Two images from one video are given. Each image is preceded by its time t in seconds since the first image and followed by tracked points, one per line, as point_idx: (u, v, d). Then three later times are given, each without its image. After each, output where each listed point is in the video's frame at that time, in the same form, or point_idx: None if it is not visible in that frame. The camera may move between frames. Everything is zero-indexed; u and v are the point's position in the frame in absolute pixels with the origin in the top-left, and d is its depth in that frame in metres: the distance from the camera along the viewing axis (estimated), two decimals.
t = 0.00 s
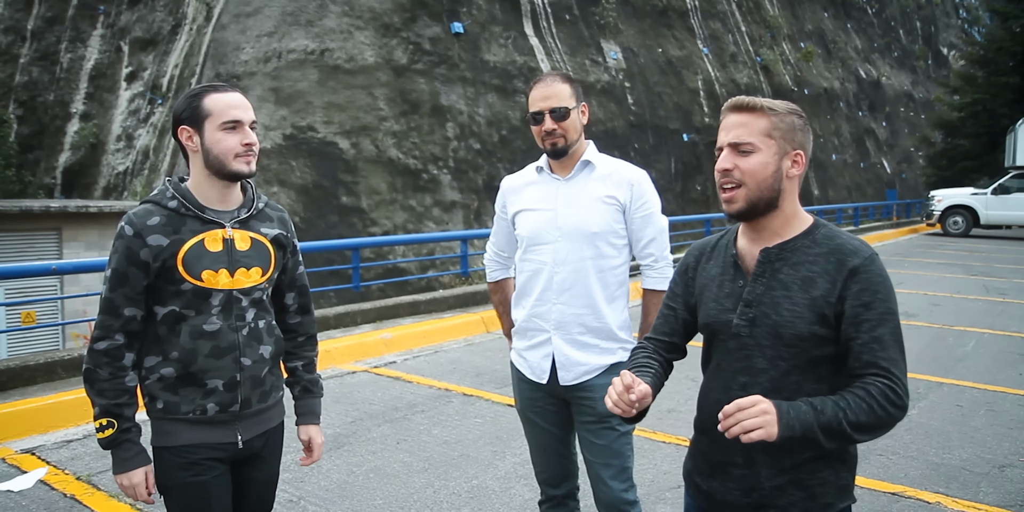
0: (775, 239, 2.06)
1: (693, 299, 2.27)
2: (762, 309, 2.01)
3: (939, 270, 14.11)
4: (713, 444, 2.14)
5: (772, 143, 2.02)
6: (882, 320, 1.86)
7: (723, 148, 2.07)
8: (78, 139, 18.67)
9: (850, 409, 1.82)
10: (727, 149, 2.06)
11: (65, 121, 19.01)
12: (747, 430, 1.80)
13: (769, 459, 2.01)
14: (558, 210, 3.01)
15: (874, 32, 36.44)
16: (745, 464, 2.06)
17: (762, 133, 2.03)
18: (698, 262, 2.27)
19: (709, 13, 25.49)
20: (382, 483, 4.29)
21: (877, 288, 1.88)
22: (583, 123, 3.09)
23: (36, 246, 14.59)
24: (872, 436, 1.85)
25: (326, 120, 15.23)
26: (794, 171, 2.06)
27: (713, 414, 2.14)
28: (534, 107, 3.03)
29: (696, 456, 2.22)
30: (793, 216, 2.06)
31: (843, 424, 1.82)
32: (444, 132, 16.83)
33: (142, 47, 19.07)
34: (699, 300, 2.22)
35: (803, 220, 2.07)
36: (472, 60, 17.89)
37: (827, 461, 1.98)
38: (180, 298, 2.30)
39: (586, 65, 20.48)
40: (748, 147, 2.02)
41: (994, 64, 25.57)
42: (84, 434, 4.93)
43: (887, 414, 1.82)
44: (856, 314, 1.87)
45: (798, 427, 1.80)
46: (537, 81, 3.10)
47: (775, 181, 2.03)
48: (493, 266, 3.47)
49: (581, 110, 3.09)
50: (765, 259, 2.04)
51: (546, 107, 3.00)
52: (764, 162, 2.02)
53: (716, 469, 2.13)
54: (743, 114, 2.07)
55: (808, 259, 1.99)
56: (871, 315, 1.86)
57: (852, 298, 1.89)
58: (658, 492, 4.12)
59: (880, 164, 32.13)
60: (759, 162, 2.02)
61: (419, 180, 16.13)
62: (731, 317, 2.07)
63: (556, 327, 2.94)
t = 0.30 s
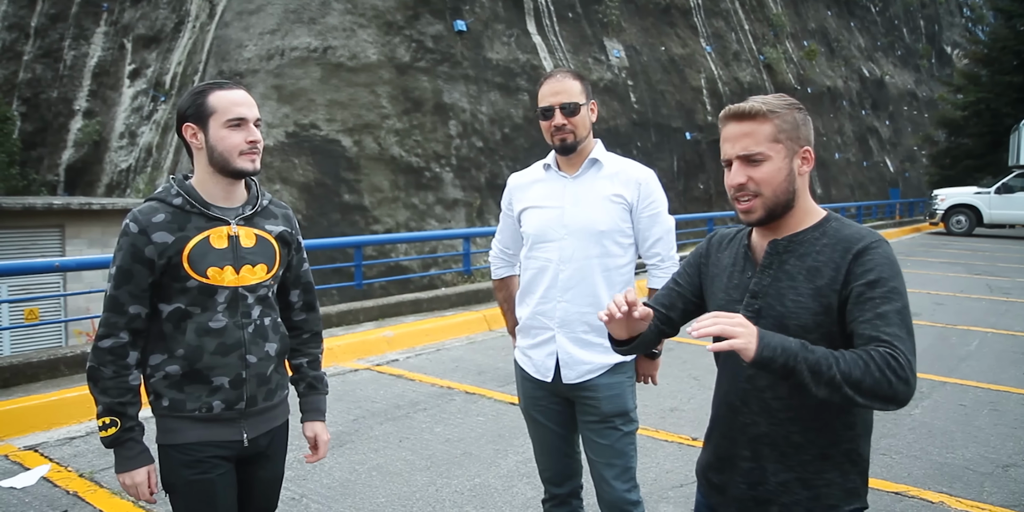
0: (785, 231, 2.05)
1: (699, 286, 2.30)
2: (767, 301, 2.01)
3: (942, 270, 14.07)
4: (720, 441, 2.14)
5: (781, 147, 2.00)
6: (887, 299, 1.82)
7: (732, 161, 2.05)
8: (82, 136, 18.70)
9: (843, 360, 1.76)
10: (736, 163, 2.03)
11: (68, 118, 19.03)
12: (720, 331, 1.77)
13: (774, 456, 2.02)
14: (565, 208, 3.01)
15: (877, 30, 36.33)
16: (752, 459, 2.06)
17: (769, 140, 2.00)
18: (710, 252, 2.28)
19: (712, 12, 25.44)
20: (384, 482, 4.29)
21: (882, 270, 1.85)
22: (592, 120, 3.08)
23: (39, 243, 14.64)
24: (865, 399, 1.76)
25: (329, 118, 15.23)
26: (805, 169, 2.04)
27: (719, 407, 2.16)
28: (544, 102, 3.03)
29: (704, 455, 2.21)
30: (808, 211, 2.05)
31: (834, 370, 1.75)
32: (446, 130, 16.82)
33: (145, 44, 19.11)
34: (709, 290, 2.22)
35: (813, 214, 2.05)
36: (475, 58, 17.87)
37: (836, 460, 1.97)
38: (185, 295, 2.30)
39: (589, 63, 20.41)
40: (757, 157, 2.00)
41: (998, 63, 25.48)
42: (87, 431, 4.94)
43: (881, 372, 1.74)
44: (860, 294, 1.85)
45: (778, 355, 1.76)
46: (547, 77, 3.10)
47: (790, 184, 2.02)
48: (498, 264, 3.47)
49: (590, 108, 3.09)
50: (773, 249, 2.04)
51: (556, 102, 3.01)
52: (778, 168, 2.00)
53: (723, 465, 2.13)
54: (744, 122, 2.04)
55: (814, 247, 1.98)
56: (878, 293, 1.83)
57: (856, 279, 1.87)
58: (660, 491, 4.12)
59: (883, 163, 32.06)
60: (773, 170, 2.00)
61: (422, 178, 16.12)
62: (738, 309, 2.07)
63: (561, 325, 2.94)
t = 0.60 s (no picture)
0: (785, 231, 2.04)
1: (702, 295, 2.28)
2: (769, 303, 2.01)
3: (943, 268, 14.06)
4: (726, 442, 2.13)
5: (779, 149, 1.99)
6: (888, 301, 1.81)
7: (730, 164, 2.03)
8: (83, 135, 18.66)
9: (843, 367, 1.75)
10: (734, 166, 2.02)
11: (69, 116, 19.01)
12: (723, 341, 1.76)
13: (780, 458, 2.01)
14: (569, 206, 3.00)
15: (879, 29, 36.29)
16: (758, 461, 2.05)
17: (767, 142, 1.99)
18: (713, 256, 2.27)
19: (713, 10, 25.41)
20: (386, 481, 4.28)
21: (883, 270, 1.85)
22: (597, 119, 3.07)
23: (40, 241, 14.64)
24: (865, 405, 1.76)
25: (330, 117, 15.23)
26: (803, 169, 2.03)
27: (723, 408, 2.16)
28: (550, 100, 3.03)
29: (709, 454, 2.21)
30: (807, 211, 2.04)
31: (833, 376, 1.75)
32: (448, 129, 16.80)
33: (146, 43, 19.11)
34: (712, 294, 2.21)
35: (814, 212, 2.05)
36: (476, 56, 17.86)
37: (842, 460, 1.96)
38: (189, 294, 2.29)
39: (590, 61, 20.38)
40: (756, 160, 1.99)
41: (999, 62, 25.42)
42: (89, 430, 4.94)
43: (882, 379, 1.74)
44: (860, 296, 1.85)
45: (779, 364, 1.75)
46: (552, 76, 3.09)
47: (789, 186, 2.01)
48: (501, 262, 3.46)
49: (595, 106, 3.08)
50: (774, 251, 2.03)
51: (562, 100, 3.00)
52: (776, 171, 1.99)
53: (728, 467, 2.12)
54: (741, 124, 2.02)
55: (817, 248, 1.97)
56: (878, 295, 1.82)
57: (858, 281, 1.87)
58: (662, 490, 4.11)
59: (885, 161, 32.01)
60: (771, 173, 1.99)
61: (423, 176, 16.11)
62: (741, 311, 2.07)
63: (563, 324, 2.94)
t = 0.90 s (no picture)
0: (780, 232, 2.05)
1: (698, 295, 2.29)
2: (766, 304, 2.02)
3: (937, 268, 14.11)
4: (722, 442, 2.14)
5: (764, 146, 2.00)
6: (891, 306, 1.82)
7: (717, 155, 2.07)
8: (78, 133, 18.60)
9: (850, 379, 1.76)
10: (720, 156, 2.06)
11: (64, 115, 18.94)
12: (734, 366, 1.74)
13: (777, 458, 2.01)
14: (565, 205, 3.00)
15: (874, 29, 36.38)
16: (754, 461, 2.06)
17: (752, 138, 2.01)
18: (707, 255, 2.27)
19: (710, 10, 25.44)
20: (382, 480, 4.29)
21: (884, 276, 1.85)
22: (593, 119, 3.08)
23: (35, 240, 14.59)
24: (872, 414, 1.77)
25: (326, 116, 15.22)
26: (790, 170, 2.03)
27: (719, 408, 2.17)
28: (546, 101, 3.04)
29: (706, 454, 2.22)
30: (805, 213, 2.05)
31: (842, 389, 1.75)
32: (444, 128, 16.80)
33: (142, 41, 19.09)
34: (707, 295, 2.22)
35: (811, 213, 2.06)
36: (473, 55, 17.86)
37: (837, 460, 1.97)
38: (186, 293, 2.29)
39: (587, 61, 20.40)
40: (739, 154, 2.02)
41: (994, 62, 25.50)
42: (84, 430, 4.94)
43: (891, 387, 1.74)
44: (862, 302, 1.85)
45: (788, 379, 1.75)
46: (549, 75, 3.10)
47: (770, 183, 2.02)
48: (497, 261, 3.47)
49: (591, 107, 3.09)
50: (771, 252, 2.04)
51: (558, 101, 3.02)
52: (758, 166, 2.01)
53: (724, 466, 2.13)
54: (732, 118, 2.06)
55: (814, 249, 1.98)
56: (879, 300, 1.83)
57: (858, 286, 1.87)
58: (658, 489, 4.12)
59: (880, 161, 32.08)
60: (753, 167, 2.01)
61: (419, 175, 16.11)
62: (739, 312, 2.08)
63: (559, 323, 2.94)
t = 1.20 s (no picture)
0: (768, 240, 2.05)
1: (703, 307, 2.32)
2: (748, 308, 2.02)
3: (930, 275, 14.15)
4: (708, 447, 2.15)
5: (728, 154, 2.07)
6: (874, 335, 1.81)
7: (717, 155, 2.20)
8: (71, 136, 18.54)
9: (839, 429, 1.82)
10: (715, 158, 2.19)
11: (57, 117, 18.87)
12: (729, 462, 1.80)
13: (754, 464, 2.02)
14: (558, 212, 3.00)
15: (868, 37, 36.58)
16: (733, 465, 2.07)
17: (725, 145, 2.09)
18: (714, 266, 2.30)
19: (704, 17, 25.54)
20: (374, 486, 4.27)
21: (868, 299, 1.83)
22: (589, 127, 3.08)
23: (26, 243, 14.51)
24: (863, 450, 1.84)
25: (321, 120, 15.22)
26: (751, 181, 2.03)
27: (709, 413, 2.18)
28: (540, 108, 3.05)
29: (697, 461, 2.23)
30: (791, 221, 2.02)
31: (831, 442, 1.82)
32: (439, 133, 16.79)
33: (136, 44, 19.09)
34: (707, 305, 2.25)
35: (808, 219, 2.03)
36: (468, 60, 17.87)
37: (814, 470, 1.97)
38: (180, 298, 2.28)
39: (582, 67, 20.44)
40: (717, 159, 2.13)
41: (986, 71, 25.65)
42: (74, 435, 4.90)
43: (880, 428, 1.80)
44: (843, 327, 1.84)
45: (780, 452, 1.82)
46: (544, 81, 3.11)
47: (733, 191, 2.08)
48: (491, 268, 3.46)
49: (586, 113, 3.09)
50: (759, 257, 2.04)
51: (552, 107, 3.02)
52: (722, 173, 2.10)
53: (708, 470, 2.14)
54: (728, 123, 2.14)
55: (799, 259, 1.96)
56: (862, 328, 1.82)
57: (840, 309, 1.86)
58: (652, 496, 4.12)
59: (873, 169, 32.20)
60: (720, 172, 2.11)
61: (413, 180, 16.11)
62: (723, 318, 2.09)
63: (551, 329, 2.94)
